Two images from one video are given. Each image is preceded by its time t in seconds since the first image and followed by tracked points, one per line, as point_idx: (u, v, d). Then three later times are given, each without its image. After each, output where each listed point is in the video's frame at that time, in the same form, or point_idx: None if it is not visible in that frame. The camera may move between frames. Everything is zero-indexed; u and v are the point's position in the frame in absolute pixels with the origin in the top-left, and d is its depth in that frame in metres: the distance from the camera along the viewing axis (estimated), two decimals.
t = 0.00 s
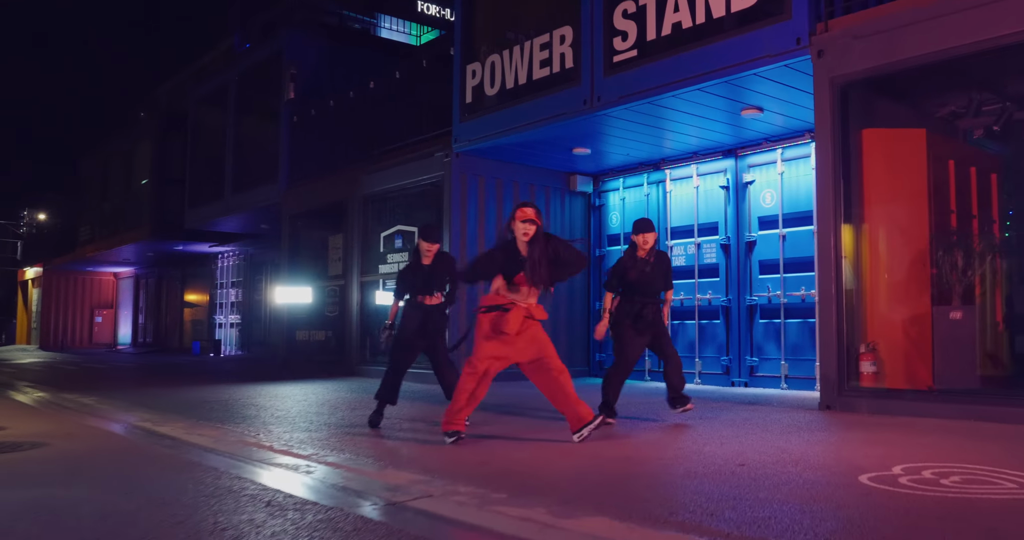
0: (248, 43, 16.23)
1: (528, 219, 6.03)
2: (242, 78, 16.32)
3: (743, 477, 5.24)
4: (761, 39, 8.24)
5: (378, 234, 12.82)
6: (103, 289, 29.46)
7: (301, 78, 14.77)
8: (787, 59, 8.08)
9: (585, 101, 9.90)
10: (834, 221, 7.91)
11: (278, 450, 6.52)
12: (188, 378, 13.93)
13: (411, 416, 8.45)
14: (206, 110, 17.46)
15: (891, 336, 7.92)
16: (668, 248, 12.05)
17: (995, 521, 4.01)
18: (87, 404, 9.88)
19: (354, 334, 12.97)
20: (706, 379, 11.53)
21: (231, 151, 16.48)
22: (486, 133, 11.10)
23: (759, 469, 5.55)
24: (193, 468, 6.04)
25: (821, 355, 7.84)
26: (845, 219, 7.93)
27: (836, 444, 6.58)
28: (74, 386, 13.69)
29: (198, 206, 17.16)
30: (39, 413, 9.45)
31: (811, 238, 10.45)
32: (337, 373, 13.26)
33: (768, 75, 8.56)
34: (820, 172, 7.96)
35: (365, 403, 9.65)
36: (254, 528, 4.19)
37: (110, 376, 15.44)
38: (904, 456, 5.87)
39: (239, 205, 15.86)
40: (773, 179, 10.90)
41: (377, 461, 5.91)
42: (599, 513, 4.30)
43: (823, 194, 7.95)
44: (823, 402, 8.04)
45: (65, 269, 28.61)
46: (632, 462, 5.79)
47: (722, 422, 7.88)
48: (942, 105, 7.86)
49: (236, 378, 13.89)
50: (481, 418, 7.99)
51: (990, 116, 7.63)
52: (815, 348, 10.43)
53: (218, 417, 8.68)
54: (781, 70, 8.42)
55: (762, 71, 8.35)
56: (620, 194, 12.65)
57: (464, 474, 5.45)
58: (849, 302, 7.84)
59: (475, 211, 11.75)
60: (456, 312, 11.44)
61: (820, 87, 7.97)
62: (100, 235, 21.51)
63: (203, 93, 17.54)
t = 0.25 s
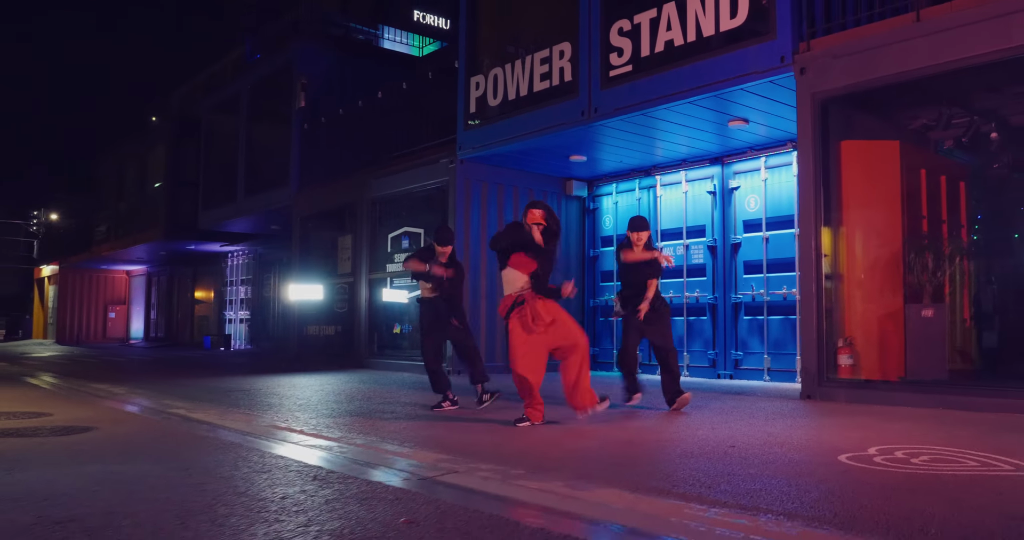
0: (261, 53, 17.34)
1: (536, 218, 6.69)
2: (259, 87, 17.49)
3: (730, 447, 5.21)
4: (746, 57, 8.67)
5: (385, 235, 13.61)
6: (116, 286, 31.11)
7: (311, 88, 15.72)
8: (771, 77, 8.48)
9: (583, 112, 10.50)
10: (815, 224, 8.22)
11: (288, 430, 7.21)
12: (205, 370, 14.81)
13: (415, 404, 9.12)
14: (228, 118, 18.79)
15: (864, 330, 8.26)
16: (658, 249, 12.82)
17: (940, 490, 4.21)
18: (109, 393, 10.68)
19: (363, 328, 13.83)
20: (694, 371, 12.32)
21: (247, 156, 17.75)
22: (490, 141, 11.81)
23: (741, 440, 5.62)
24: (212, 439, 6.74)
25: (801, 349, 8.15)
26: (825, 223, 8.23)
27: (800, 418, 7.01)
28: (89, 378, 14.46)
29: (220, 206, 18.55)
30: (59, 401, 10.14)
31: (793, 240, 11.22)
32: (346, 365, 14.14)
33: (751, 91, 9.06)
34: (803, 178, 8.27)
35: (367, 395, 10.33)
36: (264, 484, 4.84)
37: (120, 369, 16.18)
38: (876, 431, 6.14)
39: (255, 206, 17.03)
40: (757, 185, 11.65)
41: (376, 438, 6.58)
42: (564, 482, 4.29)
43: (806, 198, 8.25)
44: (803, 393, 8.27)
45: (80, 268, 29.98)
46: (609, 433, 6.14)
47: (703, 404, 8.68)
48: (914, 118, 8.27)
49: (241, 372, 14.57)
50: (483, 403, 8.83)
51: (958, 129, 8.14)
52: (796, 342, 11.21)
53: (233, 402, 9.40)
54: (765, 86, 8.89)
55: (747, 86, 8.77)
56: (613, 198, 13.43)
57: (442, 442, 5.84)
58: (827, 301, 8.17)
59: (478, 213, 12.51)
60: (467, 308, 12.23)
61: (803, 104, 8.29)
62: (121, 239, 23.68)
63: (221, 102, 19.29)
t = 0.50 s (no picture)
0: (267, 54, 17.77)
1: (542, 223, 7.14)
2: (265, 86, 17.91)
3: (741, 438, 5.58)
4: (749, 64, 9.04)
5: (392, 233, 13.97)
6: (120, 282, 31.64)
7: (318, 89, 16.22)
8: (775, 83, 8.83)
9: (589, 114, 10.85)
10: (815, 225, 8.56)
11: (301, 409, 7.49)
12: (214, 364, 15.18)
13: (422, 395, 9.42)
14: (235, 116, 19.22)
15: (858, 328, 8.63)
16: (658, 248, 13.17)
17: (938, 480, 4.56)
18: (121, 382, 10.99)
19: (370, 324, 14.22)
20: (692, 366, 12.66)
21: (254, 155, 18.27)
22: (497, 142, 12.14)
23: (749, 431, 5.98)
24: (229, 416, 7.03)
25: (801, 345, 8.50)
26: (825, 225, 8.57)
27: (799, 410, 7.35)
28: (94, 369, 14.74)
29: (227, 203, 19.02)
30: (75, 389, 10.45)
31: (790, 240, 11.55)
32: (354, 359, 14.54)
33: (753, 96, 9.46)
34: (804, 181, 8.60)
35: (372, 386, 10.63)
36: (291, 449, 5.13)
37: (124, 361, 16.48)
38: (872, 423, 6.53)
39: (263, 204, 17.56)
40: (755, 186, 12.01)
41: (388, 418, 6.87)
42: (588, 464, 4.61)
43: (807, 199, 8.58)
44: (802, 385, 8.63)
45: (85, 264, 30.49)
46: (621, 425, 6.48)
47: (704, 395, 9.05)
48: (909, 124, 8.55)
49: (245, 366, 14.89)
50: (494, 397, 9.22)
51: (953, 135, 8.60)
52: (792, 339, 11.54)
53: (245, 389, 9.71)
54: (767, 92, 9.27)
55: (749, 92, 9.14)
56: (614, 198, 13.80)
57: (460, 429, 6.14)
58: (827, 298, 8.51)
59: (484, 212, 12.85)
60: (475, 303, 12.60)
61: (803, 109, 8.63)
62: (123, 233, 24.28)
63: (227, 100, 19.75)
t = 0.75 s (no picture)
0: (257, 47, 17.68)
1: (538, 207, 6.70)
2: (256, 80, 17.81)
3: (747, 438, 5.55)
4: (749, 62, 9.02)
5: (386, 228, 13.92)
6: (105, 276, 31.54)
7: (309, 83, 16.17)
8: (775, 80, 8.81)
9: (586, 111, 10.82)
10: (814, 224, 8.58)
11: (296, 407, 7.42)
12: (204, 361, 15.12)
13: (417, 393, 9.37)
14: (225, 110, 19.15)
15: (857, 324, 8.62)
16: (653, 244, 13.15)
17: (947, 480, 4.56)
18: (111, 379, 10.90)
19: (363, 319, 14.19)
20: (686, 362, 12.64)
21: (243, 150, 18.21)
22: (492, 138, 12.11)
23: (753, 430, 5.96)
24: (225, 414, 6.95)
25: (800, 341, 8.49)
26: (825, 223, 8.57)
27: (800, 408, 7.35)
28: (83, 365, 14.65)
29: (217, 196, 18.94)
30: (65, 386, 10.36)
31: (785, 237, 11.54)
32: (346, 355, 14.50)
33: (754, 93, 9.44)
34: (803, 180, 8.63)
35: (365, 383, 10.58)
36: (292, 449, 5.06)
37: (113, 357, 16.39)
38: (874, 421, 6.53)
39: (254, 198, 17.49)
40: (751, 183, 12.00)
41: (386, 417, 6.80)
42: (598, 465, 4.59)
43: (807, 197, 8.61)
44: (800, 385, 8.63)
45: (69, 258, 30.40)
46: (624, 423, 6.47)
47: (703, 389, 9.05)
48: (905, 122, 8.57)
49: (236, 362, 14.83)
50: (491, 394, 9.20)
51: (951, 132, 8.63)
52: (786, 335, 11.53)
53: (237, 386, 9.65)
54: (766, 90, 9.25)
55: (748, 89, 9.13)
56: (609, 194, 13.79)
57: (462, 428, 6.10)
58: (826, 296, 8.50)
59: (479, 208, 12.82)
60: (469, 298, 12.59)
61: (804, 106, 8.63)
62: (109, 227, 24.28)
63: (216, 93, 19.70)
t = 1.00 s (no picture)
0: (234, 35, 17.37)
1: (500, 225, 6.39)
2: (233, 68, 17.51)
3: (745, 439, 5.35)
4: (739, 53, 8.83)
5: (366, 220, 13.67)
6: (77, 268, 31.18)
7: (287, 72, 15.89)
8: (765, 72, 8.60)
9: (572, 101, 10.60)
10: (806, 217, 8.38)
11: (274, 406, 7.17)
12: (179, 356, 14.82)
13: (400, 390, 9.14)
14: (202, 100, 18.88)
15: (848, 320, 8.42)
16: (637, 237, 12.94)
17: (957, 482, 4.38)
18: (82, 375, 10.61)
19: (342, 313, 13.93)
20: (671, 357, 12.45)
21: (219, 141, 17.93)
22: (475, 129, 11.88)
23: (749, 430, 5.76)
24: (200, 413, 6.71)
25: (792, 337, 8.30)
26: (816, 217, 8.40)
27: (793, 405, 7.16)
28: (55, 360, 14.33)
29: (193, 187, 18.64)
30: (35, 384, 10.07)
31: (772, 231, 11.36)
32: (325, 350, 14.25)
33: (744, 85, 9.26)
34: (795, 173, 8.44)
35: (344, 380, 10.34)
36: (272, 454, 4.82)
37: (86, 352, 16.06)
38: (870, 419, 6.36)
39: (230, 189, 17.19)
40: (737, 176, 11.82)
41: (367, 417, 6.57)
42: (595, 470, 4.37)
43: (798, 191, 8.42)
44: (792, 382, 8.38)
45: (41, 249, 30.02)
46: (615, 423, 6.25)
47: (691, 386, 8.87)
48: (896, 115, 8.37)
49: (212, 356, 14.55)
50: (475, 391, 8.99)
51: (941, 127, 8.25)
52: (773, 330, 11.35)
53: (213, 383, 9.39)
54: (756, 81, 9.06)
55: (738, 81, 8.94)
56: (593, 186, 13.59)
57: (448, 429, 5.87)
58: (818, 290, 8.32)
59: (461, 200, 12.57)
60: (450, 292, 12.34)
61: (796, 98, 8.44)
62: (82, 218, 23.99)
63: (191, 82, 19.44)
